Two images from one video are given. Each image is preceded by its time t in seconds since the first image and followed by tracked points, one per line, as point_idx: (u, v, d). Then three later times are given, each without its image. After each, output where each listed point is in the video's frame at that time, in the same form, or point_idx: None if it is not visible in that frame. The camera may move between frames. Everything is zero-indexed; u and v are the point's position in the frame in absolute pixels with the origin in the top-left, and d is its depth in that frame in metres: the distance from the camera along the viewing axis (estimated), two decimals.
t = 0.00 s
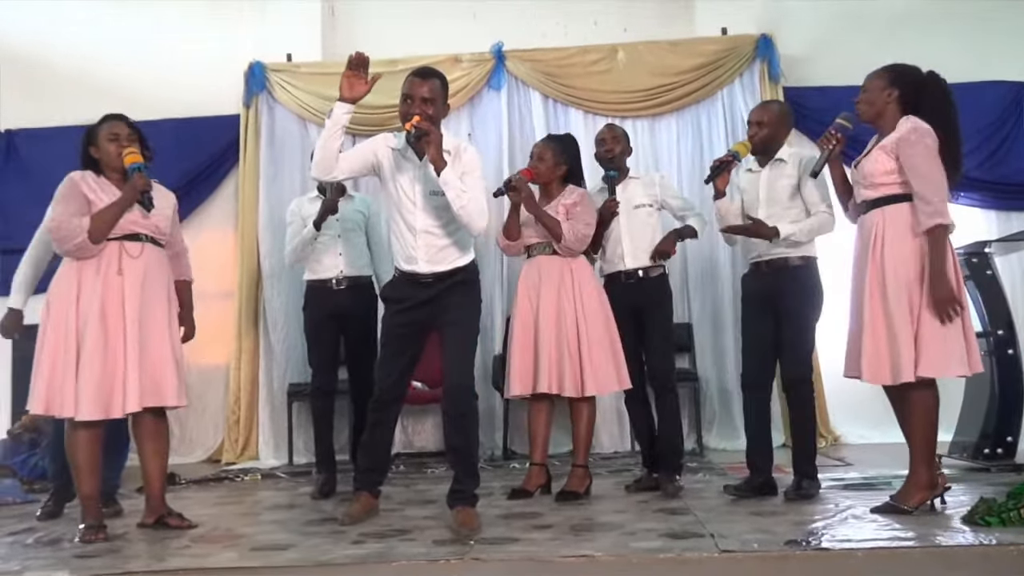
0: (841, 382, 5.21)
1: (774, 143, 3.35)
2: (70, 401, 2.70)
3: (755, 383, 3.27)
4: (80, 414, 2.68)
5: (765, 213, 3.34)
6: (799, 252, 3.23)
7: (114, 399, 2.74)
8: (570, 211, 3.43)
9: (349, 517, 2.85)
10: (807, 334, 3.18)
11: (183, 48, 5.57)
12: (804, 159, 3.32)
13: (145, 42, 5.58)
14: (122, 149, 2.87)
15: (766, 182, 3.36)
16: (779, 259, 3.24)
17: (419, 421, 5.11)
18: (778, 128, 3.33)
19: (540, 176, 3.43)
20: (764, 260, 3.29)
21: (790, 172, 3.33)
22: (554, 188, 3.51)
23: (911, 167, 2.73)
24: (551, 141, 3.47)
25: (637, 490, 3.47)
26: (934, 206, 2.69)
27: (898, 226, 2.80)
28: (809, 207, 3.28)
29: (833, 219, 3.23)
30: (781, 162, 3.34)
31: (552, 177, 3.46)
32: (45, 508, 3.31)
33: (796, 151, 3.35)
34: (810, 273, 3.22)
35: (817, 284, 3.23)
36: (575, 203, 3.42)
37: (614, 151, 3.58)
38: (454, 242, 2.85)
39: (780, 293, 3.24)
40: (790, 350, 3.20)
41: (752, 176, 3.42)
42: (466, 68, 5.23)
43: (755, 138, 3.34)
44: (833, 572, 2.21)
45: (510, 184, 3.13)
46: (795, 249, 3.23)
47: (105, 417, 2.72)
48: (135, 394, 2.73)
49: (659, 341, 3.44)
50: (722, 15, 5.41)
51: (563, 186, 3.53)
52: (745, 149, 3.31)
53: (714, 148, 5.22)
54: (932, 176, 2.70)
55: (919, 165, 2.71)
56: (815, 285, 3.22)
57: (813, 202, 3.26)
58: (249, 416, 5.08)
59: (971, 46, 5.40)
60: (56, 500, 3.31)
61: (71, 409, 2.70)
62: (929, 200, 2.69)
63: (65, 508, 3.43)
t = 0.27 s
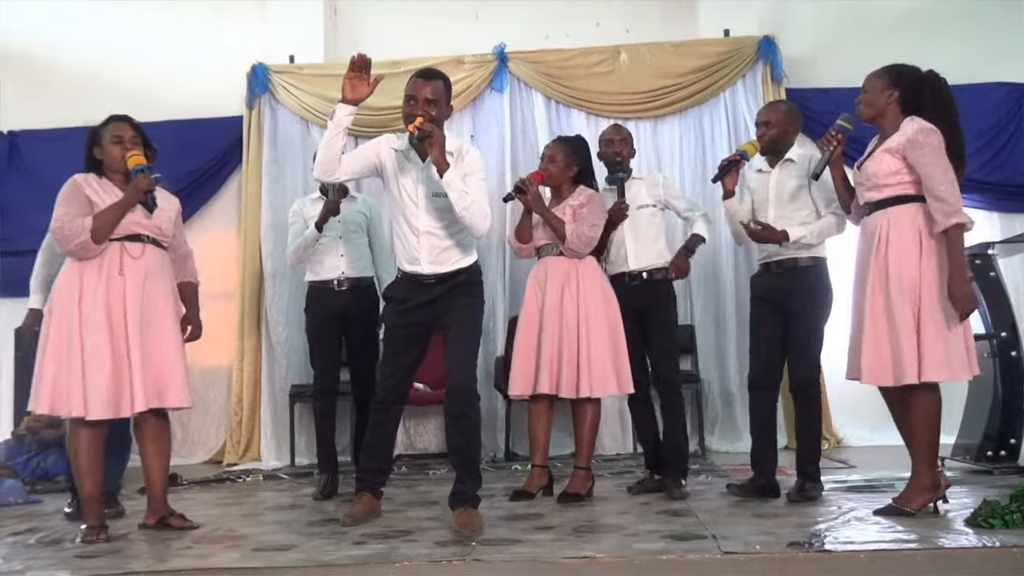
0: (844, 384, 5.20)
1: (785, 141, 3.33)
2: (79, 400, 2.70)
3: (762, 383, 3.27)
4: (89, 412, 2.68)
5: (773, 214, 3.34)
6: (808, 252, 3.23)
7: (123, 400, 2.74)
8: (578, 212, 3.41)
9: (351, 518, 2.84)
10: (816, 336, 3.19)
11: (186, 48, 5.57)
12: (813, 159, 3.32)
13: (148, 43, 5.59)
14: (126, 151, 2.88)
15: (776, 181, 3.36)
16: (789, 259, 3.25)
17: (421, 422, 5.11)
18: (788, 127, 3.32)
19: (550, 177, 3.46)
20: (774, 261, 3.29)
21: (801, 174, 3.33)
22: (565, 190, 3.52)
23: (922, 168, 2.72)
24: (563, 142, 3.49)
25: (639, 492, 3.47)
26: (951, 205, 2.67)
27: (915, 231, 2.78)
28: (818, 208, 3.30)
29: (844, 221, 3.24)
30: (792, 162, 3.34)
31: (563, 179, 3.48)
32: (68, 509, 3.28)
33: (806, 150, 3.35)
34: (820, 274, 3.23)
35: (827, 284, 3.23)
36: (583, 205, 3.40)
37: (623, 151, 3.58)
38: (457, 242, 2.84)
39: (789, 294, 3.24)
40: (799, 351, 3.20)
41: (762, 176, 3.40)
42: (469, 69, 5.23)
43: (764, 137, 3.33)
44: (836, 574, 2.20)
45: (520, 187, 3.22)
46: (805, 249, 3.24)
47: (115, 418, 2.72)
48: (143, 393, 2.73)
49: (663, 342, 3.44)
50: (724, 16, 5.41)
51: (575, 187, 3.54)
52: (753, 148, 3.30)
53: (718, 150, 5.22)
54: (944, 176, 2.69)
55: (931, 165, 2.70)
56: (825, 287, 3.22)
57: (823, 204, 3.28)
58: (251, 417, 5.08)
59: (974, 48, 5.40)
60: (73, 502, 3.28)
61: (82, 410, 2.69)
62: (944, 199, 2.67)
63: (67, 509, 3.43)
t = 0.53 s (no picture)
0: (846, 385, 5.19)
1: (792, 140, 3.33)
2: (78, 400, 2.70)
3: (767, 383, 3.27)
4: (88, 412, 2.68)
5: (779, 214, 3.32)
6: (816, 251, 3.22)
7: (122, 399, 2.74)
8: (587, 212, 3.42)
9: (354, 518, 2.84)
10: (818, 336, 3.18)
11: (188, 50, 5.58)
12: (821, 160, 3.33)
13: (151, 44, 5.59)
14: (130, 151, 2.88)
15: (783, 181, 3.35)
16: (795, 259, 3.24)
17: (423, 423, 5.11)
18: (794, 126, 3.33)
19: (560, 177, 3.45)
20: (779, 260, 3.28)
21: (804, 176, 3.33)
22: (574, 189, 3.52)
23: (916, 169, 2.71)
24: (574, 142, 3.48)
25: (642, 493, 3.46)
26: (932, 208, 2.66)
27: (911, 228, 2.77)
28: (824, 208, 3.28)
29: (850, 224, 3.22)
30: (799, 161, 3.34)
31: (571, 179, 3.47)
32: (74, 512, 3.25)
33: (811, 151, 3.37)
34: (825, 274, 3.22)
35: (833, 283, 3.23)
36: (593, 204, 3.41)
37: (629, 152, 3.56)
38: (460, 243, 2.84)
39: (795, 293, 3.23)
40: (804, 351, 3.20)
41: (769, 175, 3.40)
42: (471, 70, 5.23)
43: (769, 136, 3.34)
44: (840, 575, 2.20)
45: (528, 189, 3.17)
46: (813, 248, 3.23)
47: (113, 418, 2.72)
48: (143, 394, 2.73)
49: (668, 343, 3.43)
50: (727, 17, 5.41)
51: (584, 188, 3.54)
52: (761, 146, 3.27)
53: (721, 151, 5.22)
54: (934, 180, 2.68)
55: (923, 168, 2.69)
56: (830, 286, 3.22)
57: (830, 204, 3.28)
58: (254, 419, 5.07)
59: (976, 49, 5.39)
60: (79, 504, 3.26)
61: (80, 409, 2.69)
62: (927, 202, 2.67)
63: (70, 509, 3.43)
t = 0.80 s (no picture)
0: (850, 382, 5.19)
1: (796, 137, 3.34)
2: (80, 405, 2.69)
3: (769, 379, 3.28)
4: (87, 417, 2.68)
5: (785, 213, 3.30)
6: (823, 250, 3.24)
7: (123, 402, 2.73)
8: (597, 216, 3.42)
9: (358, 520, 2.83)
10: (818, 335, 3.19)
11: (189, 54, 5.58)
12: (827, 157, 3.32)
13: (152, 49, 5.60)
14: (137, 157, 2.88)
15: (788, 180, 3.33)
16: (802, 257, 3.24)
17: (427, 424, 5.10)
18: (796, 122, 3.33)
19: (568, 177, 3.42)
20: (784, 257, 3.28)
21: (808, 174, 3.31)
22: (578, 190, 3.49)
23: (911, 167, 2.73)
24: (585, 144, 3.46)
25: (647, 492, 3.45)
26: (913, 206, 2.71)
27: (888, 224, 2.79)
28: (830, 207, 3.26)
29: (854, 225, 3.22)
30: (802, 159, 3.33)
31: (579, 179, 3.45)
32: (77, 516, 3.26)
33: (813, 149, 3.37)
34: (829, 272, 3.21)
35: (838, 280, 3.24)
36: (602, 208, 3.41)
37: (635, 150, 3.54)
38: (462, 242, 2.84)
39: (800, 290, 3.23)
40: (810, 348, 3.20)
41: (774, 173, 3.38)
42: (472, 71, 5.23)
43: (773, 134, 3.34)
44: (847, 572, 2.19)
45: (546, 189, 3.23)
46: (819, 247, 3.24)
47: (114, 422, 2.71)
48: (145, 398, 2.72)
49: (673, 342, 3.42)
50: (727, 16, 5.40)
51: (588, 189, 3.51)
52: (766, 145, 3.24)
53: (722, 150, 5.21)
54: (925, 174, 2.73)
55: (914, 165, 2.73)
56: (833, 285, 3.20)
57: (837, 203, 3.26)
58: (258, 422, 5.07)
59: (976, 46, 5.38)
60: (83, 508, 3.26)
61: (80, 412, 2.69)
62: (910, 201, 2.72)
63: (75, 514, 3.43)
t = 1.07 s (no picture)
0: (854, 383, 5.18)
1: (795, 137, 3.34)
2: (88, 406, 2.70)
3: (772, 379, 3.28)
4: (96, 419, 2.68)
5: (786, 213, 3.30)
6: (824, 250, 3.23)
7: (133, 403, 2.73)
8: (600, 218, 3.43)
9: (362, 521, 2.83)
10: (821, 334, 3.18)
11: (192, 56, 5.59)
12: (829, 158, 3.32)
13: (155, 50, 5.61)
14: (147, 161, 2.86)
15: (789, 180, 3.34)
16: (804, 258, 3.23)
17: (430, 425, 5.10)
18: (795, 120, 3.32)
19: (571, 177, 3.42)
20: (786, 258, 3.27)
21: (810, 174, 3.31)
22: (579, 192, 3.49)
23: (914, 166, 2.73)
24: (585, 145, 3.47)
25: (651, 493, 3.45)
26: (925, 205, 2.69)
27: (905, 226, 2.75)
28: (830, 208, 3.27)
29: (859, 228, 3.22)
30: (802, 159, 3.33)
31: (582, 180, 3.45)
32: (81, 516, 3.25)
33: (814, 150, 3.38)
34: (832, 272, 3.20)
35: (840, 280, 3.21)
36: (605, 210, 3.42)
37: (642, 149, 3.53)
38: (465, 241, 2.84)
39: (805, 291, 3.21)
40: (813, 349, 3.19)
41: (775, 173, 3.39)
42: (474, 72, 5.23)
43: (771, 135, 3.34)
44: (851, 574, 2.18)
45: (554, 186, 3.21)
46: (820, 247, 3.23)
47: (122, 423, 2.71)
48: (159, 399, 2.73)
49: (678, 343, 3.41)
50: (730, 16, 5.40)
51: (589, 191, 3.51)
52: (763, 148, 3.27)
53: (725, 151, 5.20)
54: (931, 173, 2.70)
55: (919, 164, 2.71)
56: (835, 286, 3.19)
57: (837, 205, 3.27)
58: (261, 423, 5.07)
59: (979, 46, 5.37)
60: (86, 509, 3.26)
61: (89, 415, 2.70)
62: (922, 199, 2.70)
63: (78, 515, 3.43)
